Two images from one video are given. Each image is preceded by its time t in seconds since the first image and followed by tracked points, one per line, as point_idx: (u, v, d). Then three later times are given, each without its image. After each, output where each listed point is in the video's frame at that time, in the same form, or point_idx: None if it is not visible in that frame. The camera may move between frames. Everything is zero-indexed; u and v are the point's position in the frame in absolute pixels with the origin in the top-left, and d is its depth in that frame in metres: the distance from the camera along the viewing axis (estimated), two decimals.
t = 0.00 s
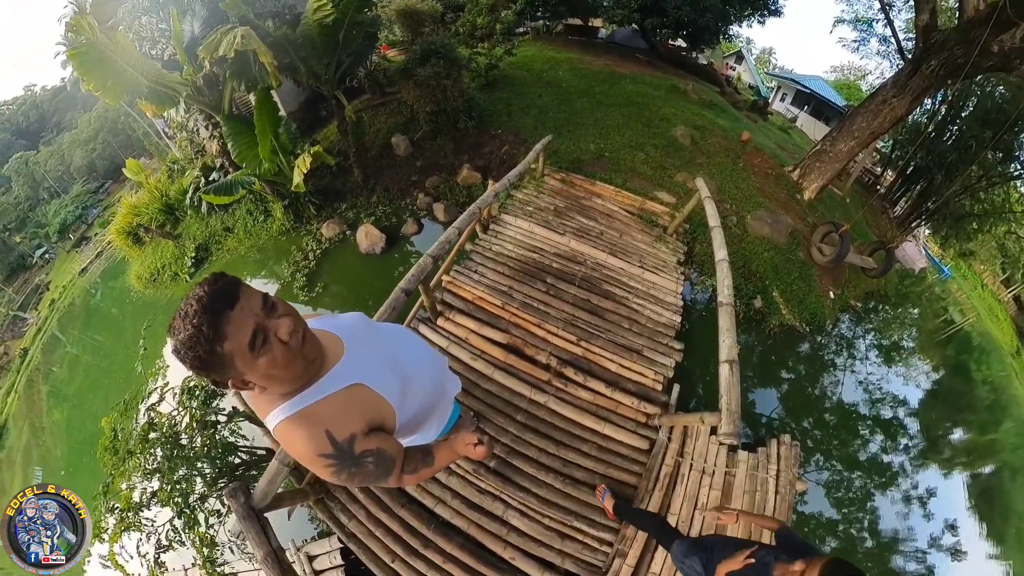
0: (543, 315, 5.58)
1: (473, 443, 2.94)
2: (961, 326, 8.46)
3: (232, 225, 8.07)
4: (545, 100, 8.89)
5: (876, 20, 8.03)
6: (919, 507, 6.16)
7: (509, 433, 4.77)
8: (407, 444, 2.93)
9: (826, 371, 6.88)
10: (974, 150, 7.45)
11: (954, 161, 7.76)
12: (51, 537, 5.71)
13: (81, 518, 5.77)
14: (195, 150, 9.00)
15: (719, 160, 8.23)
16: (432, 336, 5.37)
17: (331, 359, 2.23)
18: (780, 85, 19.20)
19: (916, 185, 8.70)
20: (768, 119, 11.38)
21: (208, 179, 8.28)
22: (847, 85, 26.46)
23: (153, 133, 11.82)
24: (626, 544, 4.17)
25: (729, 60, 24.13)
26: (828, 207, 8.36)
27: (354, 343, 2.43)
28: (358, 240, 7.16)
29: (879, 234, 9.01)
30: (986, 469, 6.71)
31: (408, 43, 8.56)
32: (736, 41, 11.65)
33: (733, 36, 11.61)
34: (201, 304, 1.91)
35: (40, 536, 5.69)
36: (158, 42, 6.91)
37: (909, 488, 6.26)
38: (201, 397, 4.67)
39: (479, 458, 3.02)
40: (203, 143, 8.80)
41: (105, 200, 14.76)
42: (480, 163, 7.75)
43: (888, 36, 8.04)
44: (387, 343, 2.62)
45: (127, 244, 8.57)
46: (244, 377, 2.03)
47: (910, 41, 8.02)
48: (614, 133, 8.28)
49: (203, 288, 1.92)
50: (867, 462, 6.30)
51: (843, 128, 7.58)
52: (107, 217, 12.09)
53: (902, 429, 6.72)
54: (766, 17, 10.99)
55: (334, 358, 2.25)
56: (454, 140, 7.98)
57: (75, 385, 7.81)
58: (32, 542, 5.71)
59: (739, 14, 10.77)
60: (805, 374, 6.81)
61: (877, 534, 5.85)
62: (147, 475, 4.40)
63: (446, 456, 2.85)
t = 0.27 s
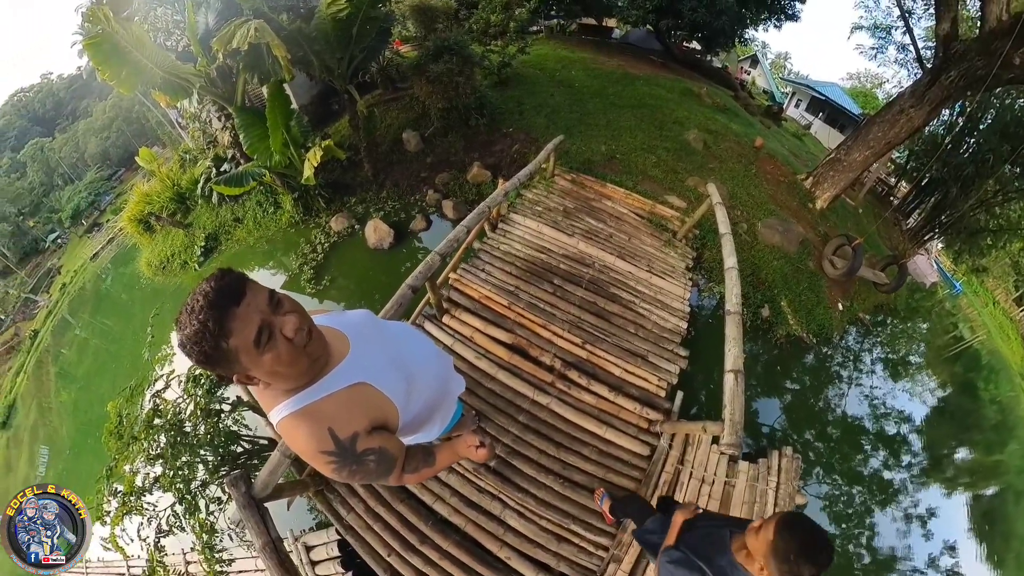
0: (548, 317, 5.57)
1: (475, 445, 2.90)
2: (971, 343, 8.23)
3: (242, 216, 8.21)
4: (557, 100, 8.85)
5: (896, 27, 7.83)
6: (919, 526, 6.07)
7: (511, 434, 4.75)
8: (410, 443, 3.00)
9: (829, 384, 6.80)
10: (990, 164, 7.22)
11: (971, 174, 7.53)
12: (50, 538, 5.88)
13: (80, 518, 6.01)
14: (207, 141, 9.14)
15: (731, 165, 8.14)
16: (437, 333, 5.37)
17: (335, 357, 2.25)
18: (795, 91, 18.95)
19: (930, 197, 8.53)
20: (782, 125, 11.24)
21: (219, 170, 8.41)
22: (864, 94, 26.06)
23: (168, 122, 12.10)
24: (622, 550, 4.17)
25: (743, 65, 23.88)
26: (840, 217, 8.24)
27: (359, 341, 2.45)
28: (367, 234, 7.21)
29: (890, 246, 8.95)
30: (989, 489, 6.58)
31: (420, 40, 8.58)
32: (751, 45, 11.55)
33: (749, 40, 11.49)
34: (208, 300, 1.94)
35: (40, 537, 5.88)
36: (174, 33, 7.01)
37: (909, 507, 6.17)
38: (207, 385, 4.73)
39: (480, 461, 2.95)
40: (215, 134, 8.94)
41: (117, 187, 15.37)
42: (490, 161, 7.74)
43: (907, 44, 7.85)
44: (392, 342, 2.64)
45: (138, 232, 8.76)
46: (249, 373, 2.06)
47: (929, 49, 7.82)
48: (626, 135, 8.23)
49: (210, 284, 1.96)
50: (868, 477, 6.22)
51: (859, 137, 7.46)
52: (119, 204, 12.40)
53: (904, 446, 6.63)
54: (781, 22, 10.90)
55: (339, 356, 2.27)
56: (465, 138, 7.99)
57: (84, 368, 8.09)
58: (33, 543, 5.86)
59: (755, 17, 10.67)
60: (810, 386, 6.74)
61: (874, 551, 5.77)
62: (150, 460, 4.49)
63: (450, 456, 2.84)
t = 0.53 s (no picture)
0: (554, 318, 5.56)
1: (477, 444, 2.85)
2: (980, 361, 8.05)
3: (252, 208, 8.33)
4: (569, 100, 8.82)
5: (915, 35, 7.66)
6: (918, 545, 6.01)
7: (512, 433, 4.75)
8: (413, 439, 3.04)
9: (834, 397, 6.72)
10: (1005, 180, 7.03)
11: (986, 189, 7.36)
12: (50, 538, 5.63)
13: (80, 519, 5.66)
14: (219, 132, 9.28)
15: (742, 171, 8.06)
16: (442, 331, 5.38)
17: (343, 354, 2.28)
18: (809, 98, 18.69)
19: (944, 211, 8.34)
20: (795, 132, 11.10)
21: (231, 162, 8.53)
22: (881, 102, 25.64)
23: (182, 113, 12.30)
24: (618, 553, 4.16)
25: (758, 69, 23.58)
26: (852, 228, 8.10)
27: (366, 339, 2.49)
28: (375, 230, 7.27)
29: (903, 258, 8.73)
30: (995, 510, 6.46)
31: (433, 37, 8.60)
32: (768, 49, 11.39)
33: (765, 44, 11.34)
34: (222, 296, 1.97)
35: (40, 537, 5.65)
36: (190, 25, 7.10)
37: (909, 525, 6.10)
38: (213, 374, 4.81)
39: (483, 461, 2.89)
40: (228, 126, 9.07)
41: (130, 175, 15.65)
42: (501, 160, 7.74)
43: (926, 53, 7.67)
44: (398, 340, 2.68)
45: (150, 220, 8.91)
46: (260, 367, 2.10)
47: (948, 59, 7.64)
48: (637, 137, 8.17)
49: (224, 281, 2.00)
50: (868, 493, 6.17)
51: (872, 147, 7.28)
52: (132, 191, 12.63)
53: (906, 463, 6.55)
54: (798, 26, 10.76)
55: (347, 353, 2.30)
56: (476, 136, 7.99)
57: (92, 351, 8.34)
58: (33, 543, 5.64)
59: (772, 20, 10.52)
60: (814, 397, 6.69)
61: (871, 568, 5.69)
62: (156, 445, 4.58)
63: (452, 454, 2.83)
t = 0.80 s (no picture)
0: (558, 320, 5.55)
1: (477, 444, 2.72)
2: (988, 379, 7.86)
3: (262, 199, 8.44)
4: (581, 100, 8.78)
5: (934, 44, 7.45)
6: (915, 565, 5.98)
7: (511, 433, 4.74)
8: (415, 435, 3.06)
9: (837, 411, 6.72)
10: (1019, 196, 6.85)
11: (1002, 204, 7.15)
12: (50, 538, 5.42)
13: (82, 519, 5.47)
14: (231, 124, 9.39)
15: (753, 178, 7.98)
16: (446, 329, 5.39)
17: (349, 351, 2.30)
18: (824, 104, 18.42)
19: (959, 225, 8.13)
20: (808, 139, 10.96)
21: (243, 154, 8.64)
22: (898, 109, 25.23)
23: (196, 103, 12.47)
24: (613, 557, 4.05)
25: (774, 73, 23.26)
26: (862, 240, 7.96)
27: (372, 336, 2.50)
28: (384, 225, 7.32)
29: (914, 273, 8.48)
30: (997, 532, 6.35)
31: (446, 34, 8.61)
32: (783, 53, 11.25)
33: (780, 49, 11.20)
34: (232, 293, 1.99)
35: (40, 537, 5.40)
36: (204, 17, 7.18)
37: (908, 544, 6.07)
38: (220, 363, 4.88)
39: (481, 461, 2.75)
40: (240, 118, 9.17)
41: (143, 163, 15.91)
42: (511, 159, 7.73)
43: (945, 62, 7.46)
44: (403, 338, 2.69)
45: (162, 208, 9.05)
46: (267, 362, 2.12)
47: (967, 69, 7.43)
48: (648, 140, 8.11)
49: (235, 278, 2.01)
50: (867, 509, 6.16)
51: (886, 157, 7.14)
52: (145, 179, 12.83)
53: (909, 482, 6.50)
54: (814, 32, 10.63)
55: (353, 350, 2.32)
56: (486, 134, 7.98)
57: (102, 334, 8.54)
58: (32, 543, 5.38)
59: (788, 24, 10.36)
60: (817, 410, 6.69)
61: None
62: (161, 430, 4.67)
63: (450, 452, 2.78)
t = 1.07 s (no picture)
0: (563, 320, 5.53)
1: (478, 440, 2.88)
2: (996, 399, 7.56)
3: (272, 191, 8.54)
4: (593, 101, 8.74)
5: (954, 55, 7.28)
6: None
7: (512, 432, 4.73)
8: (416, 430, 3.08)
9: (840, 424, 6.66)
10: None
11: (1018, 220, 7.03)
12: (50, 539, 5.52)
13: (81, 518, 5.63)
14: (244, 115, 9.51)
15: (764, 184, 7.88)
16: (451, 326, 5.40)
17: (354, 343, 2.31)
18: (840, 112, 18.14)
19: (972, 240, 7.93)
20: (822, 147, 10.80)
21: (253, 145, 8.75)
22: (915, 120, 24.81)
23: (208, 95, 12.61)
24: (606, 560, 4.08)
25: (789, 79, 22.98)
26: (874, 252, 7.83)
27: (377, 330, 2.51)
28: (392, 220, 7.36)
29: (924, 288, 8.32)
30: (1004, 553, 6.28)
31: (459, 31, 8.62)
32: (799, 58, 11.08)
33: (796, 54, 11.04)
34: (242, 282, 1.99)
35: (40, 537, 5.46)
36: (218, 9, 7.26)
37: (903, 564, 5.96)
38: (226, 351, 4.95)
39: (482, 456, 2.94)
40: (253, 109, 9.27)
41: (155, 152, 16.21)
42: (521, 158, 7.72)
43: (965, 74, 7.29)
44: (408, 332, 2.71)
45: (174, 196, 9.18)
46: (273, 352, 2.12)
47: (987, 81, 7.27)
48: (660, 142, 8.04)
49: (244, 268, 2.02)
50: (866, 524, 6.12)
51: (901, 167, 6.99)
52: (158, 168, 13.04)
53: (907, 500, 6.40)
54: (831, 37, 10.46)
55: (358, 343, 2.33)
56: (497, 132, 7.98)
57: (110, 319, 8.73)
58: (32, 543, 5.44)
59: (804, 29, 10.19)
60: (820, 421, 6.66)
61: None
62: (166, 415, 4.74)
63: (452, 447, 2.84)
